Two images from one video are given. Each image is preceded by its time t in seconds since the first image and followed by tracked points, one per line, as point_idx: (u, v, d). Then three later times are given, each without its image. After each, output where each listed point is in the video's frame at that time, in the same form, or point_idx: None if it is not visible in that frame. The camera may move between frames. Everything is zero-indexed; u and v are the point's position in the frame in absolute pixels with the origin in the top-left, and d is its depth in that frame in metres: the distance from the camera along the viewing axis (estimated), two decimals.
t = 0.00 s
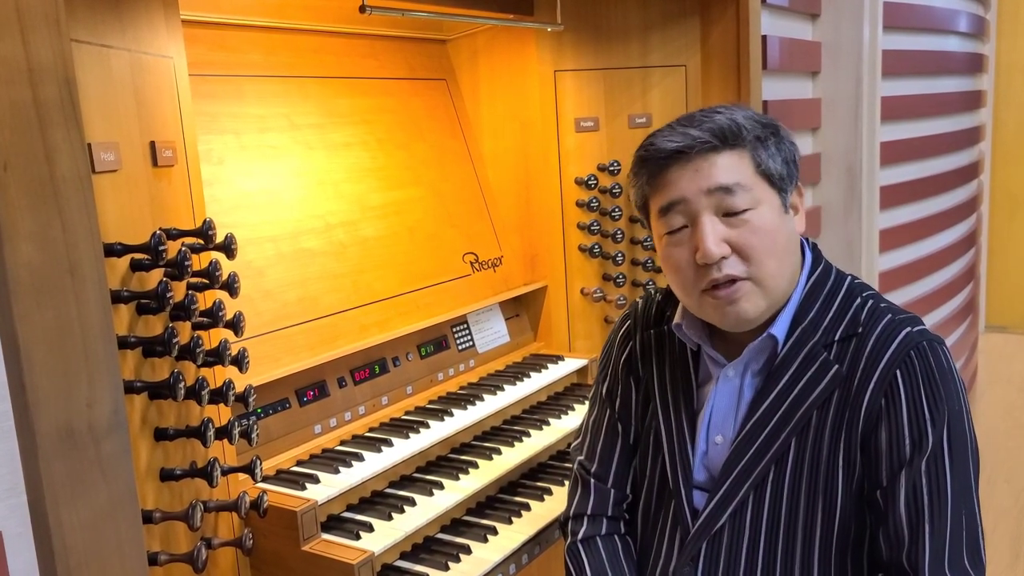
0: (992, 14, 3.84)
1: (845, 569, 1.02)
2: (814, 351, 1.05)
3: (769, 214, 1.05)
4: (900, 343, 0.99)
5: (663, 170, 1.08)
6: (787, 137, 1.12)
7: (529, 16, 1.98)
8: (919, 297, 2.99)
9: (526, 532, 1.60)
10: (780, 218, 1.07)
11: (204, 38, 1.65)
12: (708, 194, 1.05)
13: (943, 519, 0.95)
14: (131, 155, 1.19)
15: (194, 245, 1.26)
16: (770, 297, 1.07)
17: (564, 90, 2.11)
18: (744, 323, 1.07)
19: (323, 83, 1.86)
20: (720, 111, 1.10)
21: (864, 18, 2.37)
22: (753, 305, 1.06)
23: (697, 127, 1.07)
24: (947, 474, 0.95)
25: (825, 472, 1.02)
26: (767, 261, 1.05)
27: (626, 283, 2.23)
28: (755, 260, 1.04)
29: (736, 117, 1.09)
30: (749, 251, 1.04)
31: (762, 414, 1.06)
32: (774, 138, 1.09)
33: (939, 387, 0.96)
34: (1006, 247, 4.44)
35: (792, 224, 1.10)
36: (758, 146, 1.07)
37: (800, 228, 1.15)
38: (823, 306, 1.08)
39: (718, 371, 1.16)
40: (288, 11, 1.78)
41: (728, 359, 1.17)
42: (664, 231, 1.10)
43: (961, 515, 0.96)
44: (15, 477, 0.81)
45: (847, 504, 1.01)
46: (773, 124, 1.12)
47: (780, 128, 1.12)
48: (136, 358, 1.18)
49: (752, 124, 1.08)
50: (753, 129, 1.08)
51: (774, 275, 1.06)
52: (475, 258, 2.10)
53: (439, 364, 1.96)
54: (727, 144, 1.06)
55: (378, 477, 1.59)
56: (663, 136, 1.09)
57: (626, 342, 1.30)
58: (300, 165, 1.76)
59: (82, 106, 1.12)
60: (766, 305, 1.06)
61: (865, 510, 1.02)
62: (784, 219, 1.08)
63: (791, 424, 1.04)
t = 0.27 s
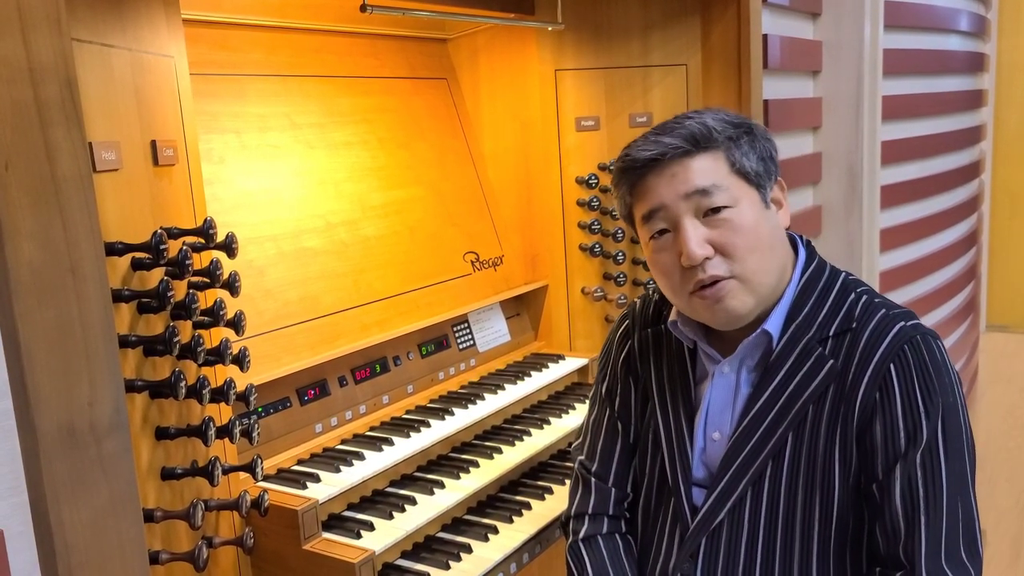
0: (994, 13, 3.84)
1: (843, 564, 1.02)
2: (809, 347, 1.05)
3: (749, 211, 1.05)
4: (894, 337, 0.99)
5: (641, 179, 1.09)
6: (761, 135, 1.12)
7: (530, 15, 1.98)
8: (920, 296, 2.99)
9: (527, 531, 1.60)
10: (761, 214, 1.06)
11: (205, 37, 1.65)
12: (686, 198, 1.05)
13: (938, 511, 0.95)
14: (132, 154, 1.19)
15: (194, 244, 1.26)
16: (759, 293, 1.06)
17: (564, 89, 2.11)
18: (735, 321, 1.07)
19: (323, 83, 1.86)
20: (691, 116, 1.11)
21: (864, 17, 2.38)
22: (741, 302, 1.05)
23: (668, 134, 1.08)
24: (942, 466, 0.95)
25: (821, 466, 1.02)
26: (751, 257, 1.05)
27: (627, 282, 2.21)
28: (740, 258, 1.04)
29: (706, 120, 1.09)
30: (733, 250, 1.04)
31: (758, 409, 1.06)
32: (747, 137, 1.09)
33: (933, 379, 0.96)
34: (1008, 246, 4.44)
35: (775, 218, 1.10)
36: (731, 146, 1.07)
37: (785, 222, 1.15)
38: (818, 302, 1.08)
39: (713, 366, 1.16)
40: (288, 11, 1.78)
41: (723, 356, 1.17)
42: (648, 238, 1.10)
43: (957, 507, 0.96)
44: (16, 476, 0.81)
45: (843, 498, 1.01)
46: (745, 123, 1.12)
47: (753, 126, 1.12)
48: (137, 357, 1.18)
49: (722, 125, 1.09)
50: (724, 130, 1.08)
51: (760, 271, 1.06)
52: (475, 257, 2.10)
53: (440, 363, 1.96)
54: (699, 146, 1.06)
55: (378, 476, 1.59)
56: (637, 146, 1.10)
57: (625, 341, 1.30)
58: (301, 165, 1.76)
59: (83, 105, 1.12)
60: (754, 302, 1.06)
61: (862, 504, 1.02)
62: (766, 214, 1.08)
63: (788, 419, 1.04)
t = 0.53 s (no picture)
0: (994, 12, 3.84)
1: (842, 564, 1.02)
2: (809, 346, 1.05)
3: (744, 213, 1.05)
4: (894, 337, 0.99)
5: (635, 184, 1.09)
6: (755, 136, 1.12)
7: (530, 15, 1.98)
8: (921, 295, 2.99)
9: (527, 531, 1.60)
10: (756, 216, 1.06)
11: (205, 37, 1.65)
12: (680, 202, 1.05)
13: (937, 510, 0.95)
14: (132, 154, 1.19)
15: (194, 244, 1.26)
16: (755, 295, 1.06)
17: (565, 89, 2.11)
18: (733, 323, 1.07)
19: (323, 82, 1.86)
20: (684, 120, 1.11)
21: (865, 16, 2.37)
22: (738, 304, 1.05)
23: (661, 139, 1.08)
24: (942, 465, 0.95)
25: (821, 466, 1.02)
26: (746, 259, 1.04)
27: (627, 282, 2.22)
28: (736, 260, 1.04)
29: (698, 123, 1.09)
30: (728, 252, 1.04)
31: (758, 409, 1.06)
32: (740, 139, 1.09)
33: (933, 379, 0.96)
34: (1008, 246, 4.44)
35: (772, 219, 1.10)
36: (724, 148, 1.07)
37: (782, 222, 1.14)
38: (818, 302, 1.08)
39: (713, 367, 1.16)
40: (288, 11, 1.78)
41: (723, 356, 1.17)
42: (645, 242, 1.10)
43: (956, 506, 0.96)
44: (17, 476, 0.81)
45: (843, 497, 1.01)
46: (739, 125, 1.12)
47: (746, 128, 1.12)
48: (137, 357, 1.18)
49: (715, 128, 1.09)
50: (717, 133, 1.08)
51: (756, 273, 1.06)
52: (476, 257, 2.10)
53: (440, 363, 1.96)
54: (692, 150, 1.06)
55: (378, 476, 1.59)
56: (630, 151, 1.10)
57: (625, 341, 1.30)
58: (301, 165, 1.76)
59: (83, 105, 1.12)
60: (751, 304, 1.06)
61: (861, 503, 1.02)
62: (761, 216, 1.07)
63: (788, 418, 1.04)
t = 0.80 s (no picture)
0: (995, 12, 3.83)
1: (845, 565, 1.02)
2: (814, 347, 1.05)
3: (751, 213, 1.05)
4: (899, 338, 1.00)
5: (643, 181, 1.09)
6: (764, 135, 1.12)
7: (530, 15, 1.98)
8: (922, 295, 2.99)
9: (527, 530, 1.60)
10: (763, 215, 1.06)
11: (205, 37, 1.65)
12: (688, 200, 1.05)
13: (941, 512, 0.95)
14: (133, 154, 1.20)
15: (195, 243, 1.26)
16: (760, 294, 1.06)
17: (565, 88, 2.11)
18: (737, 323, 1.07)
19: (324, 82, 1.86)
20: (693, 117, 1.11)
21: (866, 16, 2.37)
22: (743, 304, 1.05)
23: (671, 136, 1.08)
24: (946, 467, 0.95)
25: (825, 467, 1.02)
26: (752, 259, 1.05)
27: (628, 281, 2.22)
28: (742, 259, 1.04)
29: (708, 122, 1.09)
30: (734, 252, 1.04)
31: (762, 409, 1.06)
32: (748, 138, 1.09)
33: (938, 381, 0.96)
34: (1008, 246, 4.44)
35: (778, 219, 1.10)
36: (733, 147, 1.07)
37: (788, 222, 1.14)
38: (823, 302, 1.08)
39: (717, 366, 1.17)
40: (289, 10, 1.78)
41: (727, 355, 1.17)
42: (651, 239, 1.10)
43: (960, 507, 0.96)
44: (18, 475, 0.81)
45: (847, 498, 1.01)
46: (748, 124, 1.12)
47: (755, 126, 1.12)
48: (138, 357, 1.18)
49: (724, 127, 1.09)
50: (726, 132, 1.08)
51: (761, 273, 1.06)
52: (476, 257, 2.10)
53: (441, 363, 1.96)
54: (701, 148, 1.06)
55: (379, 475, 1.59)
56: (639, 148, 1.10)
57: (628, 341, 1.30)
58: (301, 164, 1.76)
59: (84, 105, 1.12)
60: (756, 303, 1.06)
61: (865, 504, 1.02)
62: (768, 216, 1.07)
63: (792, 419, 1.04)
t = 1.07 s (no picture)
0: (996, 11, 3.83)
1: (847, 565, 1.02)
2: (816, 348, 1.05)
3: (755, 213, 1.05)
4: (903, 339, 1.00)
5: (647, 181, 1.10)
6: (768, 135, 1.12)
7: (531, 15, 1.98)
8: (923, 294, 2.99)
9: (528, 530, 1.60)
10: (767, 216, 1.06)
11: (205, 37, 1.65)
12: (692, 200, 1.05)
13: (944, 513, 0.95)
14: (134, 154, 1.20)
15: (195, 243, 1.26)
16: (764, 295, 1.06)
17: (566, 88, 2.11)
18: (741, 323, 1.07)
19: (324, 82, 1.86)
20: (697, 117, 1.11)
21: (866, 15, 2.37)
22: (747, 304, 1.05)
23: (675, 136, 1.08)
24: (949, 468, 0.95)
25: (827, 467, 1.02)
26: (757, 260, 1.05)
27: (628, 281, 2.22)
28: (746, 259, 1.04)
29: (712, 122, 1.09)
30: (738, 252, 1.04)
31: (764, 410, 1.06)
32: (753, 138, 1.09)
33: (941, 382, 0.97)
34: (1009, 246, 4.43)
35: (781, 220, 1.10)
36: (737, 147, 1.07)
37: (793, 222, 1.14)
38: (826, 303, 1.08)
39: (718, 366, 1.17)
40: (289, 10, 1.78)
41: (729, 355, 1.17)
42: (655, 240, 1.10)
43: (962, 508, 0.96)
44: (19, 474, 0.81)
45: (849, 499, 1.01)
46: (753, 123, 1.12)
47: (759, 126, 1.12)
48: (139, 357, 1.18)
49: (728, 127, 1.09)
50: (730, 132, 1.08)
51: (766, 273, 1.06)
52: (477, 257, 2.11)
53: (442, 362, 1.96)
54: (705, 148, 1.06)
55: (380, 475, 1.59)
56: (643, 147, 1.10)
57: (631, 340, 1.30)
58: (301, 164, 1.76)
59: (85, 105, 1.12)
60: (761, 304, 1.06)
61: (867, 505, 1.02)
62: (772, 216, 1.07)
63: (795, 419, 1.05)
